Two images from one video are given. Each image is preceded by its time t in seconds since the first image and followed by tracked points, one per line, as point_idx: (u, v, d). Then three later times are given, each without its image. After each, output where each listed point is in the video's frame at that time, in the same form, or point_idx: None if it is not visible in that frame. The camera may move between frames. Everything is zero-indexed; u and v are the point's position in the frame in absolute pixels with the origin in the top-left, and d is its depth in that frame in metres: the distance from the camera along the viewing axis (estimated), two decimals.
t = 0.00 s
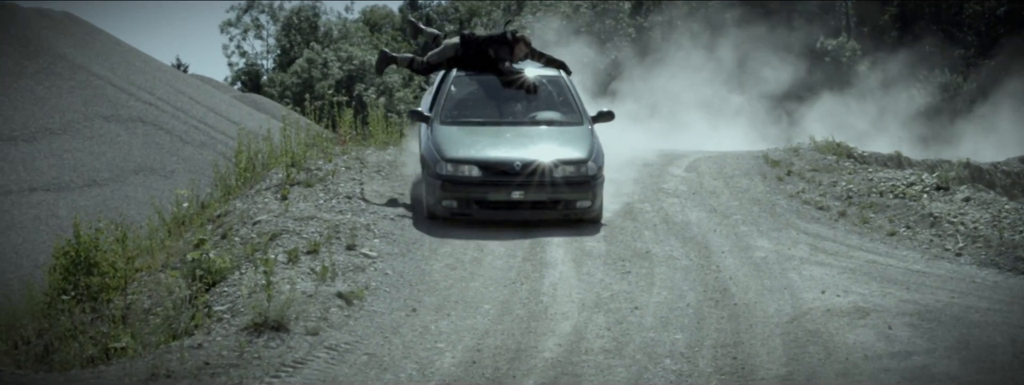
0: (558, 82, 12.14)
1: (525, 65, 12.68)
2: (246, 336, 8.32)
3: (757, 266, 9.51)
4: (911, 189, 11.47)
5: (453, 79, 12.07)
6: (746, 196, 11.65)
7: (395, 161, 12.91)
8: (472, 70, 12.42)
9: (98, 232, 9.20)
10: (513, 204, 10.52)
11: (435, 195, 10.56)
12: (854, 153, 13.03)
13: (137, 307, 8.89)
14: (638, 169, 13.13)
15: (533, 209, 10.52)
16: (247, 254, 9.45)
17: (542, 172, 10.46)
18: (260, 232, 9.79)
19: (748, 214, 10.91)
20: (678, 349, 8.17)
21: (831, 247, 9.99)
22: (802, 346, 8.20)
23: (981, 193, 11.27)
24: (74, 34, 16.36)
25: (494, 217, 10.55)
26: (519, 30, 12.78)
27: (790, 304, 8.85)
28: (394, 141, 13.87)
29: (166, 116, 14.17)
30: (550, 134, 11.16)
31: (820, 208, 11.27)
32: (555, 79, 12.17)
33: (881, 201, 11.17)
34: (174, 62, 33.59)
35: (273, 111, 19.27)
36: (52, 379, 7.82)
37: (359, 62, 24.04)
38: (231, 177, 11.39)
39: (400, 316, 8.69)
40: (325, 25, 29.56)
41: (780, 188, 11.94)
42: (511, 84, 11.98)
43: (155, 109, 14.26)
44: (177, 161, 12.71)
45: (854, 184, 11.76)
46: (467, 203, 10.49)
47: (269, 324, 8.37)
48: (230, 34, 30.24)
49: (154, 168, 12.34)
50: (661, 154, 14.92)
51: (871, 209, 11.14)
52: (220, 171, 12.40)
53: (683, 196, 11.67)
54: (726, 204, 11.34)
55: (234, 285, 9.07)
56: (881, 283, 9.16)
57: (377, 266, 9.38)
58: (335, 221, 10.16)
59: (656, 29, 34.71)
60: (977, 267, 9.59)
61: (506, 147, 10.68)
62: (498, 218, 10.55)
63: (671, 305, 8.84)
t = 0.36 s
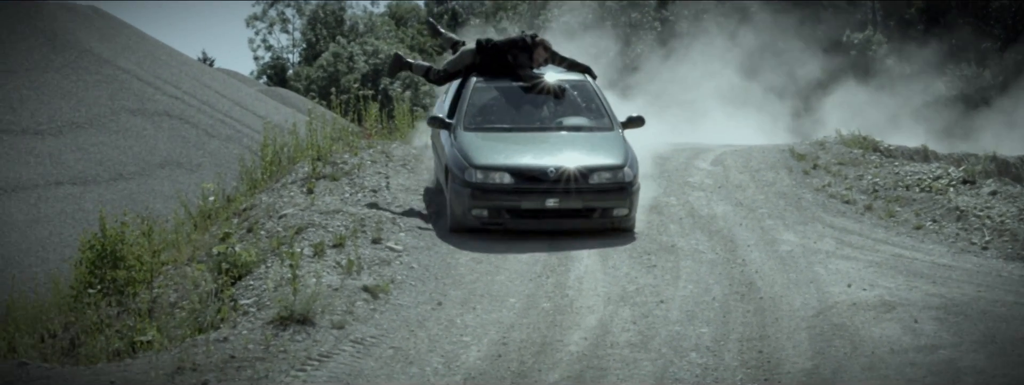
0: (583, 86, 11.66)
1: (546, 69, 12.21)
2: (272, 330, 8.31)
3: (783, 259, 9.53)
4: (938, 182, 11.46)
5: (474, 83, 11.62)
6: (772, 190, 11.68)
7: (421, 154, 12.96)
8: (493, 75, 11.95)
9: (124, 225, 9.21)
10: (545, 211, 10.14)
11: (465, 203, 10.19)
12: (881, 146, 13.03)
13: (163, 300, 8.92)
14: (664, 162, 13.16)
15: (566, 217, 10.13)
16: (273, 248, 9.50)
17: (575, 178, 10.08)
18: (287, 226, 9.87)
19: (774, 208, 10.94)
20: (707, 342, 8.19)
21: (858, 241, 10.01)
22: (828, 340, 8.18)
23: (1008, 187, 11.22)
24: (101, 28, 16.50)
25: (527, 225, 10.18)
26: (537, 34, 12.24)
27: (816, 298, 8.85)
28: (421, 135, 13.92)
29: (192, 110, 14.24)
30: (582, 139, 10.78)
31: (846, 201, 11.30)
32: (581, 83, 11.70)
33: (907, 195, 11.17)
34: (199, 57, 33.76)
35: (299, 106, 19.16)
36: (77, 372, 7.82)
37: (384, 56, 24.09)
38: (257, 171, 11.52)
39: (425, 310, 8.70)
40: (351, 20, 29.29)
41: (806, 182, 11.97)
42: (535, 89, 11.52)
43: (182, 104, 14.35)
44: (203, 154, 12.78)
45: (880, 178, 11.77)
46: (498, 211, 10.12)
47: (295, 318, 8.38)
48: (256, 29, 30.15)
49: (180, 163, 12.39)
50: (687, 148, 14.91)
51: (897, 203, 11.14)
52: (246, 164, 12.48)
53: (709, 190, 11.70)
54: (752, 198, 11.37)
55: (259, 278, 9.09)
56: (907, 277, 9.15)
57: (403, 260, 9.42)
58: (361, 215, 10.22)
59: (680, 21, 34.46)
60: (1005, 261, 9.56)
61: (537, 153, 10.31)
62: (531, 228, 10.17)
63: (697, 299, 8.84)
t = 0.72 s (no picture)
0: (605, 88, 11.26)
1: (567, 72, 11.83)
2: (291, 322, 8.30)
3: (802, 251, 9.60)
4: (956, 175, 11.48)
5: (491, 85, 11.24)
6: (790, 183, 11.78)
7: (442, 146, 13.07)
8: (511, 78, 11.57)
9: (142, 219, 9.26)
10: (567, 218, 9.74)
11: (482, 210, 9.79)
12: (899, 140, 13.09)
13: (182, 293, 8.89)
14: (684, 154, 13.25)
15: (588, 225, 9.74)
16: (292, 241, 9.56)
17: (598, 184, 9.70)
18: (305, 219, 9.95)
19: (792, 201, 11.03)
20: (729, 334, 8.19)
21: (876, 234, 10.04)
22: (847, 333, 8.14)
23: None
24: (120, 20, 16.58)
25: (547, 233, 9.77)
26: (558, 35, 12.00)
27: (835, 290, 8.84)
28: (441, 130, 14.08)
29: (211, 103, 14.32)
30: (604, 144, 10.39)
31: (865, 194, 11.38)
32: (603, 85, 11.30)
33: (926, 188, 11.20)
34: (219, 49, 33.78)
35: (318, 99, 19.09)
36: (96, 364, 7.83)
37: (403, 49, 24.15)
38: (276, 164, 11.63)
39: (444, 303, 8.72)
40: (371, 13, 29.04)
41: (824, 175, 12.07)
42: (555, 92, 11.13)
43: (200, 97, 14.42)
44: (222, 146, 12.85)
45: (899, 171, 11.82)
46: (517, 218, 9.73)
47: (314, 311, 8.37)
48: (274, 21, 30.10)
49: (199, 155, 12.41)
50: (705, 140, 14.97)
51: (916, 196, 11.17)
52: (265, 156, 12.57)
53: (727, 182, 11.79)
54: (770, 191, 11.48)
55: (277, 271, 9.12)
56: (925, 270, 9.16)
57: (421, 253, 9.49)
58: (380, 208, 10.32)
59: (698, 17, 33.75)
60: None
61: (557, 157, 9.93)
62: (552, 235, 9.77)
63: (716, 292, 8.86)
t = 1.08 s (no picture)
0: (626, 89, 10.73)
1: (587, 73, 11.34)
2: (307, 315, 8.30)
3: (820, 244, 9.63)
4: (973, 168, 11.48)
5: (506, 88, 10.76)
6: (806, 176, 11.85)
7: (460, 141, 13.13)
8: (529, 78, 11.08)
9: (159, 213, 9.30)
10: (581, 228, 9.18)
11: (491, 217, 9.28)
12: (917, 132, 13.12)
13: (199, 286, 8.93)
14: (702, 147, 13.32)
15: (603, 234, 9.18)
16: (309, 234, 9.58)
17: (614, 190, 9.14)
18: (321, 212, 10.00)
19: (808, 194, 11.09)
20: (749, 326, 8.20)
21: (893, 227, 10.06)
22: (864, 326, 8.12)
23: None
24: (138, 14, 16.62)
25: (559, 242, 9.22)
26: (577, 34, 11.56)
27: (852, 283, 8.85)
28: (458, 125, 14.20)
29: (228, 97, 14.35)
30: (623, 148, 9.85)
31: (881, 187, 11.40)
32: (625, 86, 10.77)
33: (942, 181, 11.20)
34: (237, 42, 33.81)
35: (335, 92, 19.11)
36: (112, 357, 7.87)
37: (420, 42, 24.47)
38: (293, 157, 11.68)
39: (461, 296, 8.74)
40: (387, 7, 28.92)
41: (841, 168, 12.11)
42: (574, 93, 10.62)
43: (217, 90, 14.46)
44: (239, 140, 12.89)
45: (916, 164, 11.84)
46: (528, 226, 9.19)
47: (330, 304, 8.37)
48: (292, 15, 30.06)
49: (215, 149, 12.46)
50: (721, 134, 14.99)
51: (933, 189, 11.19)
52: (282, 149, 12.61)
53: (744, 176, 11.86)
54: (788, 184, 11.55)
55: (293, 264, 9.15)
56: (943, 263, 9.15)
57: (438, 246, 9.53)
58: (397, 200, 10.36)
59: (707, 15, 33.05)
60: None
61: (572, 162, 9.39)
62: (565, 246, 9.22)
63: (733, 285, 8.88)
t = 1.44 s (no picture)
0: (641, 91, 9.96)
1: (602, 75, 10.60)
2: (321, 308, 8.29)
3: (835, 237, 9.63)
4: (987, 161, 11.48)
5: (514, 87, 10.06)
6: (820, 169, 11.85)
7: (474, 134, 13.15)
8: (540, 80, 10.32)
9: (173, 206, 9.30)
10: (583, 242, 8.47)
11: (488, 230, 8.59)
12: (930, 125, 13.13)
13: (212, 280, 8.95)
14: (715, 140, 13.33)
15: (608, 250, 8.47)
16: (322, 227, 9.59)
17: (619, 203, 8.43)
18: (335, 205, 10.00)
19: (822, 188, 11.08)
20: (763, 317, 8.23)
21: (906, 220, 10.06)
22: (877, 319, 8.11)
23: None
24: (152, 9, 16.66)
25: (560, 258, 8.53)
26: (592, 34, 10.94)
27: (865, 276, 8.86)
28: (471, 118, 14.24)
29: (242, 90, 14.35)
30: (632, 157, 9.11)
31: (895, 180, 11.40)
32: (641, 88, 9.99)
33: (956, 174, 11.20)
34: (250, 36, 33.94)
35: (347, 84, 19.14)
36: (126, 351, 7.89)
37: (432, 36, 26.06)
38: (306, 150, 11.70)
39: (474, 290, 8.75)
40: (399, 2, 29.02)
41: (854, 160, 12.11)
42: (585, 96, 9.86)
43: (230, 83, 14.47)
44: (252, 133, 12.90)
45: (929, 157, 11.85)
46: (527, 241, 8.50)
47: (344, 297, 8.36)
48: (305, 8, 30.16)
49: (229, 142, 12.46)
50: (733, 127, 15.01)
51: (947, 182, 11.20)
52: (295, 143, 12.62)
53: (757, 169, 11.85)
54: (801, 177, 11.53)
55: (307, 257, 9.16)
56: (957, 256, 9.15)
57: (450, 240, 9.53)
58: (410, 194, 10.36)
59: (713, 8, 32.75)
60: None
61: (577, 171, 8.67)
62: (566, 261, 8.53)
63: (746, 278, 8.88)
